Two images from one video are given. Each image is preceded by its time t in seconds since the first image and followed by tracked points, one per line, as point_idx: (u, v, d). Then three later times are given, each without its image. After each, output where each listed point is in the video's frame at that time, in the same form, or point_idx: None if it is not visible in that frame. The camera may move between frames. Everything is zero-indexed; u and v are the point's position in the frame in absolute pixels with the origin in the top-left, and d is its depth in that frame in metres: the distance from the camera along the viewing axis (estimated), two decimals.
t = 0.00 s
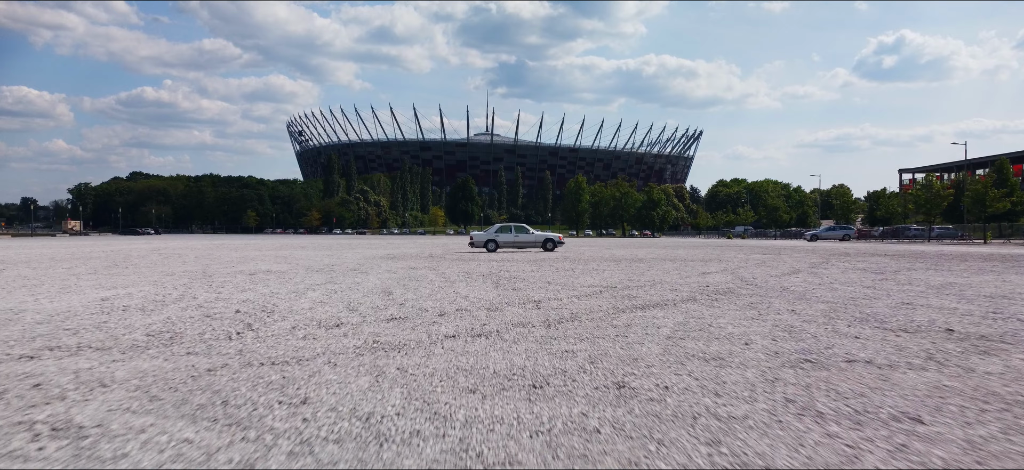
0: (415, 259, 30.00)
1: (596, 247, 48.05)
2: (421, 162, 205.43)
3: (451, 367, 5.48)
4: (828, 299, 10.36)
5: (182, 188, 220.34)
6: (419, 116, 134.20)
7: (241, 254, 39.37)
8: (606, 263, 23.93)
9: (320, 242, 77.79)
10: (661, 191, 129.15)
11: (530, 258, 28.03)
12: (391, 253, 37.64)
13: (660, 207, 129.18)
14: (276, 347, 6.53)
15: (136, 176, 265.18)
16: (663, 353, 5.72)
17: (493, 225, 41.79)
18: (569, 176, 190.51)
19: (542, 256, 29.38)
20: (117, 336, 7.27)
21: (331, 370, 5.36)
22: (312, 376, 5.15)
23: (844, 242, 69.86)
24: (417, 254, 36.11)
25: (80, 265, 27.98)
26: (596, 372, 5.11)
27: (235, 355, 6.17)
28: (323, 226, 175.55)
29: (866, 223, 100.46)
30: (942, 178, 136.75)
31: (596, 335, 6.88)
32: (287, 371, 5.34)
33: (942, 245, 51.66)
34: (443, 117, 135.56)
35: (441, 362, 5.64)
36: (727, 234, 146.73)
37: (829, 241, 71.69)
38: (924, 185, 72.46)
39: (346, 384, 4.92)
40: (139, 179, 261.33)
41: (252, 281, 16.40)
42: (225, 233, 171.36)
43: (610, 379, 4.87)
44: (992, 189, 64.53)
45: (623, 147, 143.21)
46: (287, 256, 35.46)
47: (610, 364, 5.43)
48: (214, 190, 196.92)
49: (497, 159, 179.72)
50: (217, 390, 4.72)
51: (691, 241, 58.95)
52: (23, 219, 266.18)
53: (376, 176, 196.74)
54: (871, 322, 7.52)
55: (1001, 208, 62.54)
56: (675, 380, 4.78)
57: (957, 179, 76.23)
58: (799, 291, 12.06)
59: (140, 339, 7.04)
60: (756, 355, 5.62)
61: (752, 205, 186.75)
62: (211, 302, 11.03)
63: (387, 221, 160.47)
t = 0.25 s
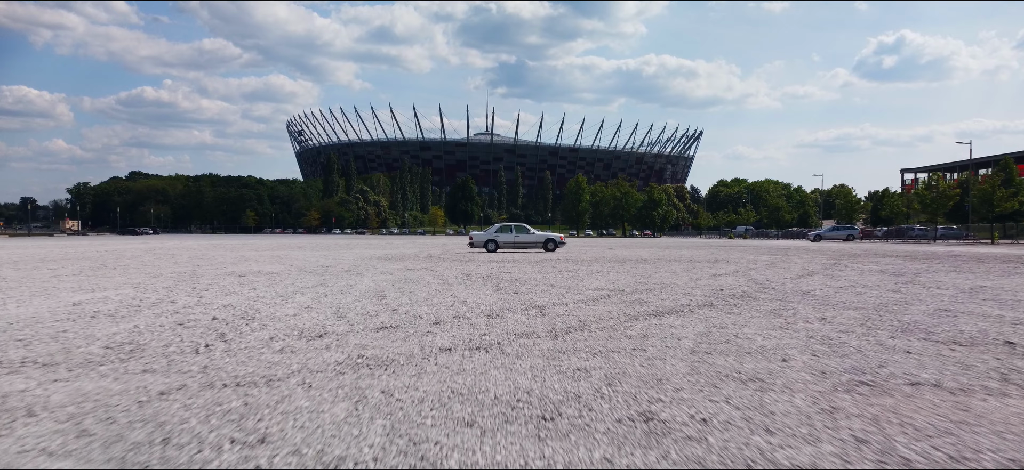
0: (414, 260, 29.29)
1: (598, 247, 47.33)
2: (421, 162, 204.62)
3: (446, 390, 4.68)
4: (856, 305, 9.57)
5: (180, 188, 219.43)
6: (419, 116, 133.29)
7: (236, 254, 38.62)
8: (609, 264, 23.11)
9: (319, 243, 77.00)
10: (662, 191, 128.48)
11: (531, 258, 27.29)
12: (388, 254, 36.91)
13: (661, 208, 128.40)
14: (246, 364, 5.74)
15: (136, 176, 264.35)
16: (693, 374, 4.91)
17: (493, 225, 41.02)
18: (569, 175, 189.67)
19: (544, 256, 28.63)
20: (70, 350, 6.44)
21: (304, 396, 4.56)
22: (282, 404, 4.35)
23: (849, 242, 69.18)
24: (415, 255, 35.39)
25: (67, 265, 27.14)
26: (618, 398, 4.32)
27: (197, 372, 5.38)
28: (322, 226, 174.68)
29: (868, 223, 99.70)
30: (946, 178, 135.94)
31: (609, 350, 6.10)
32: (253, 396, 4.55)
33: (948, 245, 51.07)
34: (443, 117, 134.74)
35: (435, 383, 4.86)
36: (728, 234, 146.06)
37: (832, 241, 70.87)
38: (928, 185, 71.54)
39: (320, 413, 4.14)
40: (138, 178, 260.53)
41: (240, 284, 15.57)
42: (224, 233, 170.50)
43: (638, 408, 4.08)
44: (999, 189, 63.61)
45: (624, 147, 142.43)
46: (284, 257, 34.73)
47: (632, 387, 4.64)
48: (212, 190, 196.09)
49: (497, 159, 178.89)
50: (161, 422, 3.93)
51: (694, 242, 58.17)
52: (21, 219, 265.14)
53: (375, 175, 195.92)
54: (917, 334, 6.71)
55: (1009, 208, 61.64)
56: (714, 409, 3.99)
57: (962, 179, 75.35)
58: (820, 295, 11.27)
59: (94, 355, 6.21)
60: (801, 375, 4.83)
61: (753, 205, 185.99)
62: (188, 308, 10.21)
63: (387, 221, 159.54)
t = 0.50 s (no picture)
0: (411, 261, 28.49)
1: (599, 248, 46.54)
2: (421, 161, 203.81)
3: (437, 428, 3.84)
4: (893, 313, 8.69)
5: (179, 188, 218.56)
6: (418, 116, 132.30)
7: (230, 255, 37.89)
8: (614, 265, 22.22)
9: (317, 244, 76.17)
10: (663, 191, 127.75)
11: (533, 259, 26.50)
12: (385, 255, 36.17)
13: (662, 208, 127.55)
14: (204, 387, 4.87)
15: (134, 176, 263.67)
16: (733, 405, 4.07)
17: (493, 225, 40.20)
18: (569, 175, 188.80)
19: (546, 257, 27.85)
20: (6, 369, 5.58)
21: (260, 433, 3.73)
22: (232, 449, 3.49)
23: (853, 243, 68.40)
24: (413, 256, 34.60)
25: (53, 266, 26.28)
26: (649, 440, 3.48)
27: (143, 400, 4.52)
28: (321, 226, 173.80)
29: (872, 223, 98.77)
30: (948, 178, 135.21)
31: (627, 370, 5.23)
32: (198, 435, 3.70)
33: (957, 245, 50.15)
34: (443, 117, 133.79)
35: (425, 417, 4.01)
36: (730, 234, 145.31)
37: (836, 241, 69.96)
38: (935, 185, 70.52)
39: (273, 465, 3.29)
40: (136, 178, 259.75)
41: (225, 287, 14.73)
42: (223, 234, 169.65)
43: (675, 459, 3.24)
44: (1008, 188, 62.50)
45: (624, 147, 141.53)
46: (278, 257, 33.99)
47: (663, 425, 3.79)
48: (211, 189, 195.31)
49: (497, 159, 177.99)
50: None
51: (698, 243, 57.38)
52: (20, 219, 264.52)
53: (375, 175, 195.09)
54: (979, 352, 5.86)
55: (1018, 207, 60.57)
56: (775, 463, 3.14)
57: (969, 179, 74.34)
58: (848, 301, 10.40)
59: (29, 376, 5.34)
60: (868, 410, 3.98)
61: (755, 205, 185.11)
62: (159, 316, 9.34)
63: (386, 221, 158.66)
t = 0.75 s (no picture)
0: (408, 262, 27.70)
1: (600, 248, 45.74)
2: (421, 161, 202.94)
3: None
4: (940, 325, 7.77)
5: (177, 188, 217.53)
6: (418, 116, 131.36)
7: (223, 256, 37.10)
8: (618, 267, 21.29)
9: (315, 244, 75.37)
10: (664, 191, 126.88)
11: (533, 260, 25.69)
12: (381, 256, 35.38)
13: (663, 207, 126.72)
14: (138, 427, 3.98)
15: (132, 175, 262.88)
16: (802, 458, 3.17)
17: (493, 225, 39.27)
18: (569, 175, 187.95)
19: (546, 259, 27.05)
20: None
21: None
22: None
23: (856, 243, 67.66)
24: (410, 256, 33.77)
25: (36, 267, 25.33)
26: None
27: (53, 447, 3.61)
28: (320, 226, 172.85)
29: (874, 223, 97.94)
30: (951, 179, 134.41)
31: (654, 401, 4.34)
32: None
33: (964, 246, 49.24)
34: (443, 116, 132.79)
35: None
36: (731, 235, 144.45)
37: (840, 242, 69.07)
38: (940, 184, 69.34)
39: None
40: (134, 178, 258.86)
41: (206, 292, 13.79)
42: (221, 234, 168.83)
43: None
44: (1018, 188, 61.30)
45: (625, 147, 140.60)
46: (271, 258, 33.21)
47: None
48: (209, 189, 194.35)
49: (496, 159, 177.07)
50: None
51: (700, 244, 56.59)
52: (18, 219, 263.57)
53: (374, 175, 194.11)
54: None
55: None
56: None
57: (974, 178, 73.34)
58: (883, 309, 9.49)
59: None
60: None
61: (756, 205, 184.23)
62: (122, 327, 8.42)
63: (386, 221, 157.81)
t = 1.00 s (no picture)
0: (406, 263, 26.82)
1: (602, 250, 44.81)
2: (420, 161, 202.10)
3: None
4: (1006, 342, 6.76)
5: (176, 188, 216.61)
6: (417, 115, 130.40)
7: (215, 257, 36.20)
8: (625, 269, 20.31)
9: (314, 245, 74.65)
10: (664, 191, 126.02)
11: (534, 263, 24.79)
12: (377, 256, 34.51)
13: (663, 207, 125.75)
14: None
15: (131, 175, 262.18)
16: None
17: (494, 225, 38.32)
18: (570, 175, 187.03)
19: (547, 260, 26.19)
20: None
21: None
22: None
23: (862, 243, 66.73)
24: (407, 257, 32.89)
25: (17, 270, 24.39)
26: None
27: None
28: (318, 226, 171.85)
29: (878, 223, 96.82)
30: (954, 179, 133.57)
31: (707, 456, 3.37)
32: None
33: (974, 247, 48.13)
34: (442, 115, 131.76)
35: None
36: (732, 235, 143.55)
37: (845, 244, 68.05)
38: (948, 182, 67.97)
39: None
40: (133, 178, 258.04)
41: (184, 297, 12.88)
42: (219, 234, 168.00)
43: None
44: None
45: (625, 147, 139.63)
46: (264, 260, 32.32)
47: None
48: (208, 189, 193.39)
49: (496, 159, 176.08)
50: None
51: (704, 245, 55.70)
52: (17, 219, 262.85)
53: (374, 175, 193.20)
54: None
55: None
56: None
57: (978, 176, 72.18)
58: (926, 321, 8.48)
59: None
60: None
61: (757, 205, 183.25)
62: (68, 341, 7.41)
63: (385, 221, 156.83)
